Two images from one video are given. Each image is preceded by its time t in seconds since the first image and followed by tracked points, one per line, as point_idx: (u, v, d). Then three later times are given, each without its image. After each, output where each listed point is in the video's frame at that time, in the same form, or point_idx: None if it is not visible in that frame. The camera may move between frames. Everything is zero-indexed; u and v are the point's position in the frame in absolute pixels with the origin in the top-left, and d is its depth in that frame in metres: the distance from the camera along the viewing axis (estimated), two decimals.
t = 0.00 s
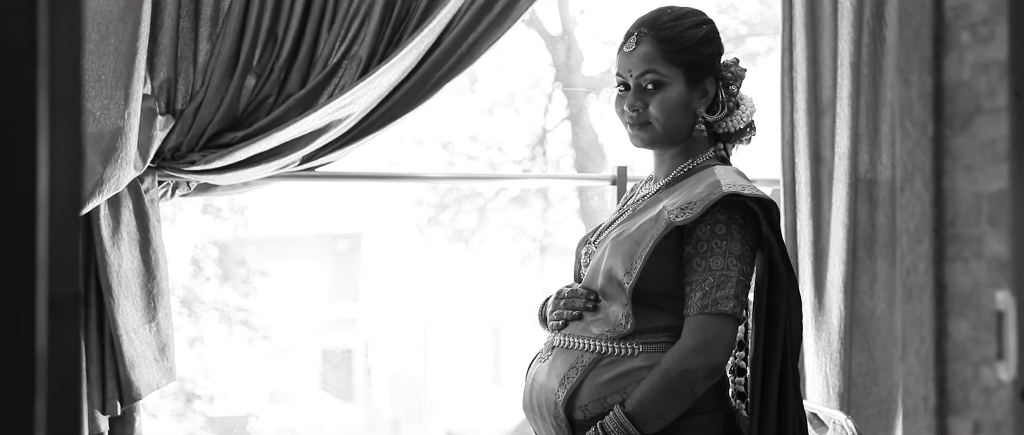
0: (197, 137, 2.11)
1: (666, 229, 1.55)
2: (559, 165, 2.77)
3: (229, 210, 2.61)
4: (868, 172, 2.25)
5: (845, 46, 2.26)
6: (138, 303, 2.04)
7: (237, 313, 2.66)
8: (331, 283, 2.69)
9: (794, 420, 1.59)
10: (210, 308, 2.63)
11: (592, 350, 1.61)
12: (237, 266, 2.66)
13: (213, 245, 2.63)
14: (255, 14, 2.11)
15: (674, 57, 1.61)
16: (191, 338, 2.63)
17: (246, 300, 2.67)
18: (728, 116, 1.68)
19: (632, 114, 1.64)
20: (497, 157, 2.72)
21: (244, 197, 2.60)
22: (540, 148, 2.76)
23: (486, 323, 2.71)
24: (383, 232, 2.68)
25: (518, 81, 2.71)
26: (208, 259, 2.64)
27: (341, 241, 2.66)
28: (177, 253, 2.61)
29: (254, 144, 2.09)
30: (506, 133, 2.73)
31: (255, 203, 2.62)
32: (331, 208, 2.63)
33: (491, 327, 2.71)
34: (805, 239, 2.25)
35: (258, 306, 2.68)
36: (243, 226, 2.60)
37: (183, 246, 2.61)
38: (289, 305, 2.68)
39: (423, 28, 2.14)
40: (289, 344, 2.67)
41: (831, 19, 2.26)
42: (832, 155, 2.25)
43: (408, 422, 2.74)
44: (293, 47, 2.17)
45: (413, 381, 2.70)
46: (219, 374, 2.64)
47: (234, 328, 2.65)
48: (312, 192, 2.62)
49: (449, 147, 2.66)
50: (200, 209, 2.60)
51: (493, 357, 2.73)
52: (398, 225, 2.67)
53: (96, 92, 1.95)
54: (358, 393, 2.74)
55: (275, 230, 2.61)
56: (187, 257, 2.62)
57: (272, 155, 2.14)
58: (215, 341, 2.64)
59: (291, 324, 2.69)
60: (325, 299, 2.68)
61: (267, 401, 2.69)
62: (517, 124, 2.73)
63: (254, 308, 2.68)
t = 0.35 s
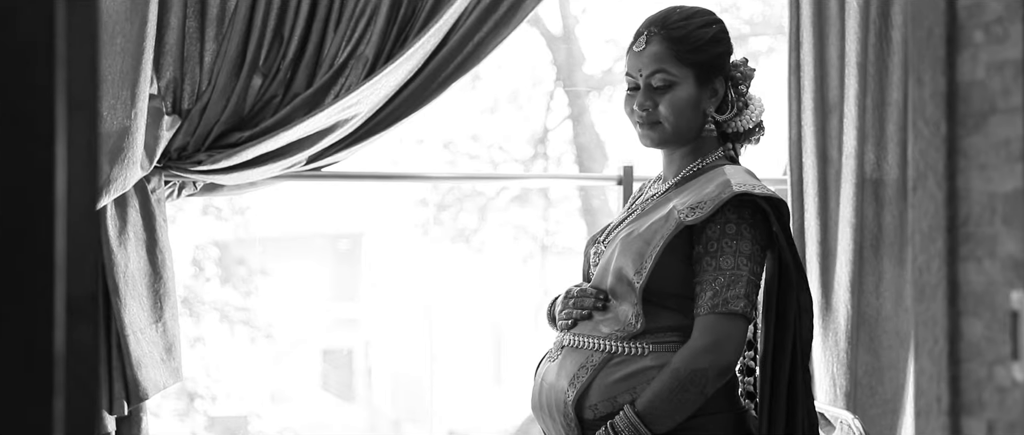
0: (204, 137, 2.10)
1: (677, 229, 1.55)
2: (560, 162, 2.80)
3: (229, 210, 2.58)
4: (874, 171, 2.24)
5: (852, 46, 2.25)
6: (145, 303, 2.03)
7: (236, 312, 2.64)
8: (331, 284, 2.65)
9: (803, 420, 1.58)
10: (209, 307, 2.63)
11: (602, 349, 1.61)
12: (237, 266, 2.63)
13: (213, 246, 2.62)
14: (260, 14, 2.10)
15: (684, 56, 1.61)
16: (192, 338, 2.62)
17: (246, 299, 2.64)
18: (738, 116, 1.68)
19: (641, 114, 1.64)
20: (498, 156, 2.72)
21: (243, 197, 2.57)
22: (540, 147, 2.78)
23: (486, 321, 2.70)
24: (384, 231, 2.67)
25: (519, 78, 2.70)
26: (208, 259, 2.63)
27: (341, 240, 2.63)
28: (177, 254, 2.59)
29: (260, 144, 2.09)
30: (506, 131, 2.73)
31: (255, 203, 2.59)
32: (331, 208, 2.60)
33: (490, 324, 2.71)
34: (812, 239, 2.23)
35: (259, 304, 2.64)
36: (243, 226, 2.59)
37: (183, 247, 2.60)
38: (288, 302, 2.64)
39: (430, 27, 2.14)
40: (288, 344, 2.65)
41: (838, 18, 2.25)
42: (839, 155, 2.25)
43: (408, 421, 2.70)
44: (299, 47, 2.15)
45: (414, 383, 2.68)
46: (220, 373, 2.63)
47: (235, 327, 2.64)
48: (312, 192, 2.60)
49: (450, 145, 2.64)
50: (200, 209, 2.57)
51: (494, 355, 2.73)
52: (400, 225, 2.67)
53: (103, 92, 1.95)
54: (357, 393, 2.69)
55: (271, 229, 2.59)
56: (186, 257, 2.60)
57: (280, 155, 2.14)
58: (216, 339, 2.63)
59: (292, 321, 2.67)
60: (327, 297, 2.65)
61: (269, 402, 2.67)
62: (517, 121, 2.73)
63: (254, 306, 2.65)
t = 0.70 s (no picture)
0: (210, 138, 2.10)
1: (685, 229, 1.55)
2: (562, 161, 2.75)
3: (230, 212, 2.59)
4: (879, 172, 2.23)
5: (857, 47, 2.24)
6: (151, 304, 2.03)
7: (238, 313, 2.63)
8: (332, 285, 2.63)
9: (812, 420, 1.57)
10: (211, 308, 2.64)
11: (610, 350, 1.61)
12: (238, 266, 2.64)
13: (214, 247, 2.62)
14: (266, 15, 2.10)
15: (692, 57, 1.60)
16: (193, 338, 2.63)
17: (246, 300, 2.63)
18: (746, 116, 1.68)
19: (650, 114, 1.64)
20: (499, 155, 2.70)
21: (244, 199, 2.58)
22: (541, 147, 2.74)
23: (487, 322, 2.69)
24: (383, 231, 2.65)
25: (521, 77, 2.69)
26: (208, 260, 2.63)
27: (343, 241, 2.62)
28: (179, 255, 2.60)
29: (266, 144, 2.08)
30: (507, 130, 2.70)
31: (256, 204, 2.60)
32: (333, 208, 2.61)
33: (492, 326, 2.70)
34: (817, 239, 2.22)
35: (258, 305, 2.64)
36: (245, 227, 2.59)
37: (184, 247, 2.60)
38: (290, 304, 2.63)
39: (436, 28, 2.13)
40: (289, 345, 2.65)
41: (843, 18, 2.24)
42: (845, 155, 2.23)
43: (408, 421, 2.71)
44: (305, 48, 2.15)
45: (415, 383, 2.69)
46: (223, 375, 2.64)
47: (236, 328, 2.64)
48: (315, 192, 2.61)
49: (451, 145, 2.63)
50: (201, 210, 2.60)
51: (494, 357, 2.71)
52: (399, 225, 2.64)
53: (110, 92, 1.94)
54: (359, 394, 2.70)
55: (272, 229, 2.60)
56: (188, 258, 2.61)
57: (286, 155, 2.14)
58: (216, 340, 2.64)
59: (291, 321, 2.65)
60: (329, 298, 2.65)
61: (269, 402, 2.67)
62: (518, 120, 2.71)
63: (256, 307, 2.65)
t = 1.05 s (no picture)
0: (215, 138, 2.10)
1: (692, 229, 1.55)
2: (563, 161, 2.78)
3: (232, 212, 2.58)
4: (884, 172, 2.22)
5: (861, 47, 2.23)
6: (156, 304, 2.03)
7: (239, 314, 2.65)
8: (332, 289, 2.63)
9: (819, 420, 1.57)
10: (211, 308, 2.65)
11: (616, 350, 1.62)
12: (238, 268, 2.64)
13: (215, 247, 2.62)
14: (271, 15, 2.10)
15: (699, 57, 1.61)
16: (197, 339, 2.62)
17: (247, 301, 2.64)
18: (752, 115, 1.68)
19: (656, 114, 1.64)
20: (500, 154, 2.72)
21: (245, 199, 2.57)
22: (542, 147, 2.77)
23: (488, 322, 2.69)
24: (383, 231, 2.63)
25: (522, 77, 2.68)
26: (209, 261, 2.64)
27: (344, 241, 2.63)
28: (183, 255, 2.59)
29: (272, 144, 2.09)
30: (508, 130, 2.73)
31: (257, 205, 2.60)
32: (331, 210, 2.57)
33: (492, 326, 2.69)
34: (822, 239, 2.22)
35: (258, 306, 2.65)
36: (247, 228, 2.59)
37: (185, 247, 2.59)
38: (289, 305, 2.65)
39: (442, 28, 2.13)
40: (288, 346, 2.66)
41: (848, 19, 2.23)
42: (849, 155, 2.23)
43: (408, 421, 2.68)
44: (310, 48, 2.15)
45: (417, 382, 2.65)
46: (223, 376, 2.64)
47: (236, 330, 2.65)
48: (322, 192, 2.58)
49: (452, 144, 2.65)
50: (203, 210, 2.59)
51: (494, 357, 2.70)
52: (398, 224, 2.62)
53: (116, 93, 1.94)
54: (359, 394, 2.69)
55: (273, 230, 2.60)
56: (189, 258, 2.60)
57: (291, 155, 2.14)
58: (217, 341, 2.65)
59: (290, 322, 2.67)
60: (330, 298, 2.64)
61: (269, 403, 2.68)
62: (519, 120, 2.73)
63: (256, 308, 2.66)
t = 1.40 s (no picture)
0: (220, 138, 2.11)
1: (697, 229, 1.55)
2: (565, 162, 2.78)
3: (232, 212, 2.58)
4: (888, 172, 2.22)
5: (866, 47, 2.24)
6: (162, 304, 2.03)
7: (239, 314, 2.64)
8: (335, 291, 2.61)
9: (824, 420, 1.58)
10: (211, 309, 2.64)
11: (622, 350, 1.62)
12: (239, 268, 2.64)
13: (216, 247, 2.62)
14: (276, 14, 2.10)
15: (704, 57, 1.61)
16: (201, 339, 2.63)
17: (247, 302, 2.63)
18: (757, 115, 1.68)
19: (661, 114, 1.65)
20: (501, 155, 2.71)
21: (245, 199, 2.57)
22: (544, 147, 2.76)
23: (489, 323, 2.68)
24: (384, 231, 2.63)
25: (523, 78, 2.69)
26: (209, 260, 2.63)
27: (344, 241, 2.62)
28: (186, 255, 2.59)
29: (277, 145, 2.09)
30: (509, 129, 2.71)
31: (258, 205, 2.59)
32: (334, 209, 2.59)
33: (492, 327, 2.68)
34: (826, 240, 2.23)
35: (259, 307, 2.64)
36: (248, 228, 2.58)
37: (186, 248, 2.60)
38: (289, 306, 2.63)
39: (446, 28, 2.13)
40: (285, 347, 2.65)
41: (852, 19, 2.24)
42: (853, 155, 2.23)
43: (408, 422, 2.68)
44: (315, 48, 2.15)
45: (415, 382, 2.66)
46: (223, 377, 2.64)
47: (238, 331, 2.64)
48: (322, 192, 2.59)
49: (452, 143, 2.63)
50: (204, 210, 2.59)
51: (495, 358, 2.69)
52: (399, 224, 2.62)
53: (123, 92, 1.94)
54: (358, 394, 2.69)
55: (275, 231, 2.59)
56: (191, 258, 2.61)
57: (296, 155, 2.14)
58: (217, 342, 2.64)
59: (291, 324, 2.66)
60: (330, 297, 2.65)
61: (269, 403, 2.67)
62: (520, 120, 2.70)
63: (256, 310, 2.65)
